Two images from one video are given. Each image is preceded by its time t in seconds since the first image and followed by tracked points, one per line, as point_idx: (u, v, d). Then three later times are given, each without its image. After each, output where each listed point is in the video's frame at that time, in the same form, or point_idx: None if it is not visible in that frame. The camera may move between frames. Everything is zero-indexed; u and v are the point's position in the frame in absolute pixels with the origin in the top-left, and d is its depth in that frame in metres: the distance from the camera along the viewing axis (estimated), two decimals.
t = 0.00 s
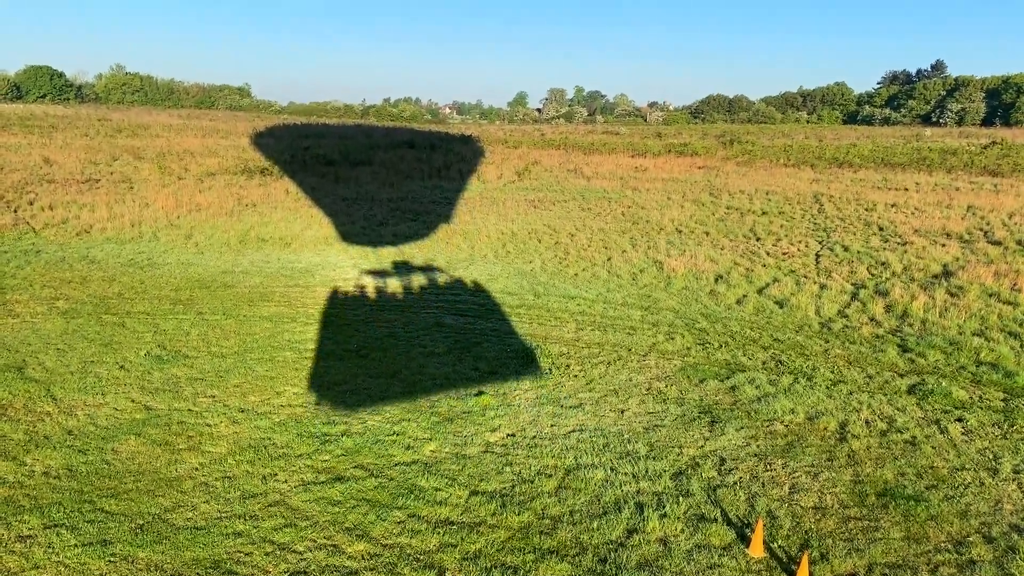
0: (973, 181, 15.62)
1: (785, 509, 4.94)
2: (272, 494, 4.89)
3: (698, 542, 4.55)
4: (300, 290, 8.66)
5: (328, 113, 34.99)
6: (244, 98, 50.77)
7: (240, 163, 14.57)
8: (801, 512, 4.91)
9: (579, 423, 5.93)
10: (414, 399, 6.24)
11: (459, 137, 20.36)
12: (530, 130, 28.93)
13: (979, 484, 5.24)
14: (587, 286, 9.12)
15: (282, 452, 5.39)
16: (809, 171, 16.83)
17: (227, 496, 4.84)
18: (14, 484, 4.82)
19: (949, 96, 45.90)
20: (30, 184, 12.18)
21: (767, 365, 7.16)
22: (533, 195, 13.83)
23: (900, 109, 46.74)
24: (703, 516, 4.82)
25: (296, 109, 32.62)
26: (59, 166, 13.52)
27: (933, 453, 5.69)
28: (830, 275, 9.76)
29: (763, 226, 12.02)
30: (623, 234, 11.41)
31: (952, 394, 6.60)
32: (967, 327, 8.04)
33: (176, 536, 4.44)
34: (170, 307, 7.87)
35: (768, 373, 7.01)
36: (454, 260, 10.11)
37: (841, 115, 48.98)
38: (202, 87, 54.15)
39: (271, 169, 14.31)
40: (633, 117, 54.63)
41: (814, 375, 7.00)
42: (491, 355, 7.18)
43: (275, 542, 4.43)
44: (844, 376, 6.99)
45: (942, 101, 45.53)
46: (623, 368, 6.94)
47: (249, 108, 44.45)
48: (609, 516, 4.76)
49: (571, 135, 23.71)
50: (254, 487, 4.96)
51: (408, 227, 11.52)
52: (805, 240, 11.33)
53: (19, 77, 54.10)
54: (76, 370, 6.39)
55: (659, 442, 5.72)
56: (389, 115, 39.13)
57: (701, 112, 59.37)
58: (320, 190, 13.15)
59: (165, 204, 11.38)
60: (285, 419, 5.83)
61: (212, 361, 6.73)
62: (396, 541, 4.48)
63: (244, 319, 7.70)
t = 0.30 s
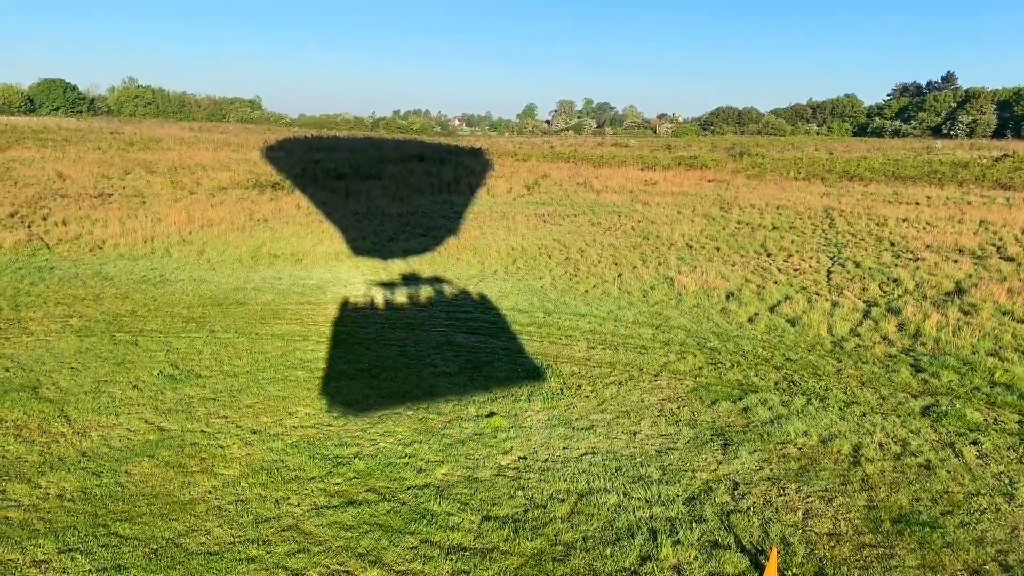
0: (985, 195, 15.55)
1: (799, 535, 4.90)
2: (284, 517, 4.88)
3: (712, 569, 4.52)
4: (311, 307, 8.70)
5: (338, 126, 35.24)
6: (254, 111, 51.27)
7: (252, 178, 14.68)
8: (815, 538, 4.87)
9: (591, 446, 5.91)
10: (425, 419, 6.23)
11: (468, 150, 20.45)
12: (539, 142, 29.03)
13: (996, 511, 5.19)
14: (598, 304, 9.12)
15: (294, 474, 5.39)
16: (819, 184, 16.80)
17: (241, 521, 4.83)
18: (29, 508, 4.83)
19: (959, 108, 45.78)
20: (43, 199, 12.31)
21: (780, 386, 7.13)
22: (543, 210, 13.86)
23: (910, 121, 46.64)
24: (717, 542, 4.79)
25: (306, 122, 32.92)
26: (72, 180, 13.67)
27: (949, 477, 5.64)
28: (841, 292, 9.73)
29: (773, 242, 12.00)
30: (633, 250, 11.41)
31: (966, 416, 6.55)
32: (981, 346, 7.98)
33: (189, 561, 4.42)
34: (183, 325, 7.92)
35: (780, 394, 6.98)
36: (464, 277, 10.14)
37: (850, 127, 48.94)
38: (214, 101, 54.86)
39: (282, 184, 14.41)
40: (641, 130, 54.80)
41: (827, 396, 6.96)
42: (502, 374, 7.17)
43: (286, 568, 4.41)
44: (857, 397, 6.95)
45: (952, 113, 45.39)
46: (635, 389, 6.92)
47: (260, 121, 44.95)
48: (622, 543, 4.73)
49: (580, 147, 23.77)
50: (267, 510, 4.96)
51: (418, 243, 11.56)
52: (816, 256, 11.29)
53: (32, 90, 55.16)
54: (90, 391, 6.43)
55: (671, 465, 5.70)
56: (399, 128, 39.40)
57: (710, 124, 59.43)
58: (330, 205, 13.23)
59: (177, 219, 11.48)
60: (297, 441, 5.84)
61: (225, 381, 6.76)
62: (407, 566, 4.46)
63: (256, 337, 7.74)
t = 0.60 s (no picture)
0: (1002, 206, 15.41)
1: (818, 560, 4.86)
2: (301, 539, 4.89)
3: None
4: (326, 323, 8.75)
5: (351, 137, 35.51)
6: (268, 122, 51.86)
7: (266, 191, 14.81)
8: (834, 564, 4.83)
9: (607, 467, 5.90)
10: (441, 439, 6.24)
11: (480, 161, 20.53)
12: (551, 153, 29.09)
13: (1018, 535, 5.12)
14: (612, 319, 9.11)
15: (311, 495, 5.40)
16: (833, 195, 16.73)
17: (259, 543, 4.84)
18: (49, 529, 4.87)
19: (974, 116, 45.42)
20: (62, 213, 12.48)
21: (796, 405, 7.09)
22: (556, 222, 13.89)
23: (924, 130, 46.34)
24: (735, 567, 4.75)
25: (319, 133, 33.25)
26: (90, 194, 13.85)
27: (969, 500, 5.57)
28: (857, 307, 9.68)
29: (787, 254, 11.95)
30: (647, 263, 11.40)
31: (986, 436, 6.47)
32: (999, 363, 7.90)
33: None
34: (199, 342, 7.99)
35: (797, 413, 6.94)
36: (478, 291, 10.17)
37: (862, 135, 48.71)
38: (229, 113, 55.60)
39: (296, 196, 14.53)
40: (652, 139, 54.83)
41: (844, 416, 6.91)
42: (517, 391, 7.17)
43: None
44: (874, 417, 6.90)
45: (967, 122, 45.10)
46: (651, 408, 6.90)
47: (273, 132, 45.41)
48: (638, 567, 4.71)
49: (592, 158, 23.81)
50: (284, 532, 4.96)
51: (432, 256, 11.62)
52: (831, 270, 11.23)
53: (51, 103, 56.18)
54: (109, 410, 6.50)
55: (688, 487, 5.67)
56: (411, 138, 39.65)
57: (722, 133, 59.34)
58: (345, 218, 13.32)
59: (192, 233, 11.60)
60: (314, 460, 5.86)
61: (241, 399, 6.80)
62: None
63: (272, 354, 7.79)
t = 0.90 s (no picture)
0: (1014, 216, 15.32)
1: None
2: (313, 561, 4.87)
3: None
4: (337, 338, 8.77)
5: (360, 146, 35.72)
6: (277, 131, 52.20)
7: (276, 202, 14.89)
8: None
9: (619, 486, 5.87)
10: (452, 458, 6.23)
11: (489, 171, 20.59)
12: (559, 162, 29.16)
13: None
14: (623, 334, 9.10)
15: (323, 516, 5.39)
16: (843, 205, 16.68)
17: (271, 565, 4.82)
18: (63, 550, 4.88)
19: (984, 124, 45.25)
20: (73, 225, 12.57)
21: (809, 422, 7.05)
22: (566, 233, 13.90)
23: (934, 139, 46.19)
24: None
25: (329, 144, 33.50)
26: (101, 205, 13.95)
27: (985, 521, 5.51)
28: (868, 322, 9.63)
29: (798, 266, 11.92)
30: (656, 276, 11.40)
31: (1000, 455, 6.41)
32: (1013, 379, 7.83)
33: None
34: (211, 357, 8.03)
35: (809, 431, 6.90)
36: (489, 304, 10.17)
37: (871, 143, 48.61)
38: (239, 124, 56.13)
39: (306, 208, 14.60)
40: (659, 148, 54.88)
41: (857, 434, 6.87)
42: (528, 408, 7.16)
43: None
44: (887, 435, 6.84)
45: (976, 130, 44.98)
46: (663, 425, 6.88)
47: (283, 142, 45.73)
48: None
49: (601, 167, 23.84)
50: (296, 553, 4.95)
51: (442, 269, 11.65)
52: (842, 283, 11.20)
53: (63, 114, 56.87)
54: (121, 428, 6.53)
55: (701, 507, 5.63)
56: (420, 148, 39.87)
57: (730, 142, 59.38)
58: (354, 229, 13.37)
59: (203, 245, 11.66)
60: (326, 480, 5.86)
61: (253, 416, 6.83)
62: None
63: (283, 370, 7.81)
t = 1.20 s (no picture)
0: (1017, 224, 15.32)
1: None
2: None
3: None
4: (342, 350, 8.79)
5: (363, 153, 35.81)
6: (280, 137, 52.39)
7: (280, 210, 14.93)
8: None
9: (625, 504, 5.85)
10: (458, 475, 6.22)
11: (492, 178, 20.64)
12: (562, 169, 29.20)
13: None
14: (627, 346, 9.11)
15: (329, 534, 5.37)
16: (846, 213, 16.70)
17: None
18: (70, 569, 4.86)
19: (986, 131, 45.26)
20: (77, 234, 12.60)
21: (814, 437, 7.04)
22: (569, 242, 13.93)
23: (936, 146, 46.24)
24: None
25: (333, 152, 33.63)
26: (106, 214, 13.99)
27: (992, 539, 5.47)
28: (872, 333, 9.64)
29: (802, 277, 11.94)
30: (660, 286, 11.41)
31: (1006, 472, 6.39)
32: (1018, 393, 7.81)
33: None
34: (216, 370, 8.04)
35: (815, 446, 6.89)
36: (493, 316, 10.19)
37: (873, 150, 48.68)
38: (242, 130, 56.35)
39: (310, 216, 14.63)
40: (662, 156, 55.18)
41: (862, 449, 6.85)
42: (533, 423, 7.15)
43: None
44: (893, 451, 6.83)
45: (979, 137, 45.05)
46: (668, 441, 6.86)
47: (285, 149, 45.93)
48: None
49: (604, 174, 23.89)
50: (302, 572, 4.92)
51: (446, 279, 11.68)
52: (846, 293, 11.20)
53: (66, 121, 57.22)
54: (128, 443, 6.54)
55: (707, 525, 5.61)
56: (423, 155, 40.01)
57: (732, 149, 59.59)
58: (358, 239, 13.41)
59: (207, 255, 11.69)
60: (331, 497, 5.85)
61: (259, 432, 6.84)
62: None
63: (288, 384, 7.83)
